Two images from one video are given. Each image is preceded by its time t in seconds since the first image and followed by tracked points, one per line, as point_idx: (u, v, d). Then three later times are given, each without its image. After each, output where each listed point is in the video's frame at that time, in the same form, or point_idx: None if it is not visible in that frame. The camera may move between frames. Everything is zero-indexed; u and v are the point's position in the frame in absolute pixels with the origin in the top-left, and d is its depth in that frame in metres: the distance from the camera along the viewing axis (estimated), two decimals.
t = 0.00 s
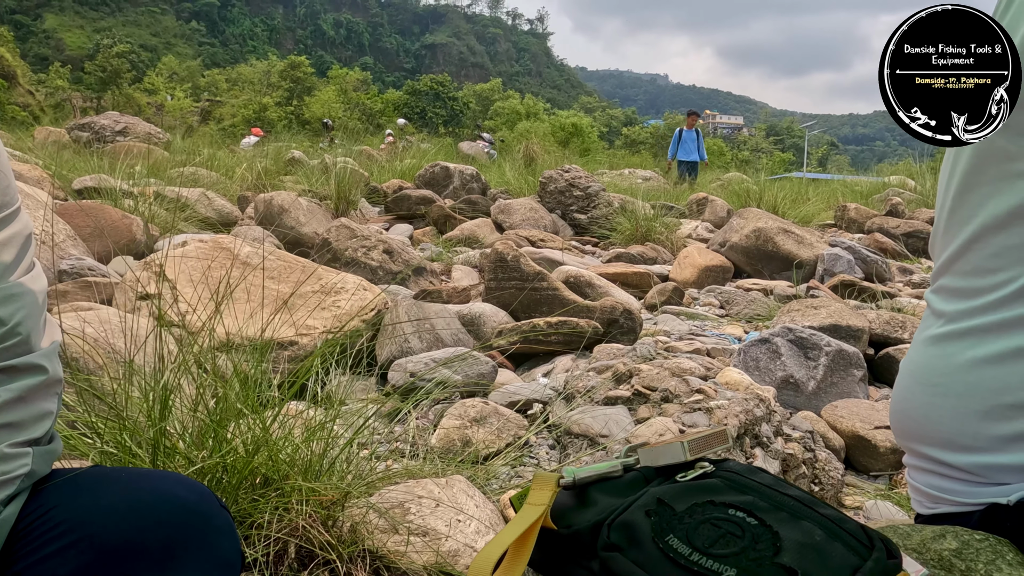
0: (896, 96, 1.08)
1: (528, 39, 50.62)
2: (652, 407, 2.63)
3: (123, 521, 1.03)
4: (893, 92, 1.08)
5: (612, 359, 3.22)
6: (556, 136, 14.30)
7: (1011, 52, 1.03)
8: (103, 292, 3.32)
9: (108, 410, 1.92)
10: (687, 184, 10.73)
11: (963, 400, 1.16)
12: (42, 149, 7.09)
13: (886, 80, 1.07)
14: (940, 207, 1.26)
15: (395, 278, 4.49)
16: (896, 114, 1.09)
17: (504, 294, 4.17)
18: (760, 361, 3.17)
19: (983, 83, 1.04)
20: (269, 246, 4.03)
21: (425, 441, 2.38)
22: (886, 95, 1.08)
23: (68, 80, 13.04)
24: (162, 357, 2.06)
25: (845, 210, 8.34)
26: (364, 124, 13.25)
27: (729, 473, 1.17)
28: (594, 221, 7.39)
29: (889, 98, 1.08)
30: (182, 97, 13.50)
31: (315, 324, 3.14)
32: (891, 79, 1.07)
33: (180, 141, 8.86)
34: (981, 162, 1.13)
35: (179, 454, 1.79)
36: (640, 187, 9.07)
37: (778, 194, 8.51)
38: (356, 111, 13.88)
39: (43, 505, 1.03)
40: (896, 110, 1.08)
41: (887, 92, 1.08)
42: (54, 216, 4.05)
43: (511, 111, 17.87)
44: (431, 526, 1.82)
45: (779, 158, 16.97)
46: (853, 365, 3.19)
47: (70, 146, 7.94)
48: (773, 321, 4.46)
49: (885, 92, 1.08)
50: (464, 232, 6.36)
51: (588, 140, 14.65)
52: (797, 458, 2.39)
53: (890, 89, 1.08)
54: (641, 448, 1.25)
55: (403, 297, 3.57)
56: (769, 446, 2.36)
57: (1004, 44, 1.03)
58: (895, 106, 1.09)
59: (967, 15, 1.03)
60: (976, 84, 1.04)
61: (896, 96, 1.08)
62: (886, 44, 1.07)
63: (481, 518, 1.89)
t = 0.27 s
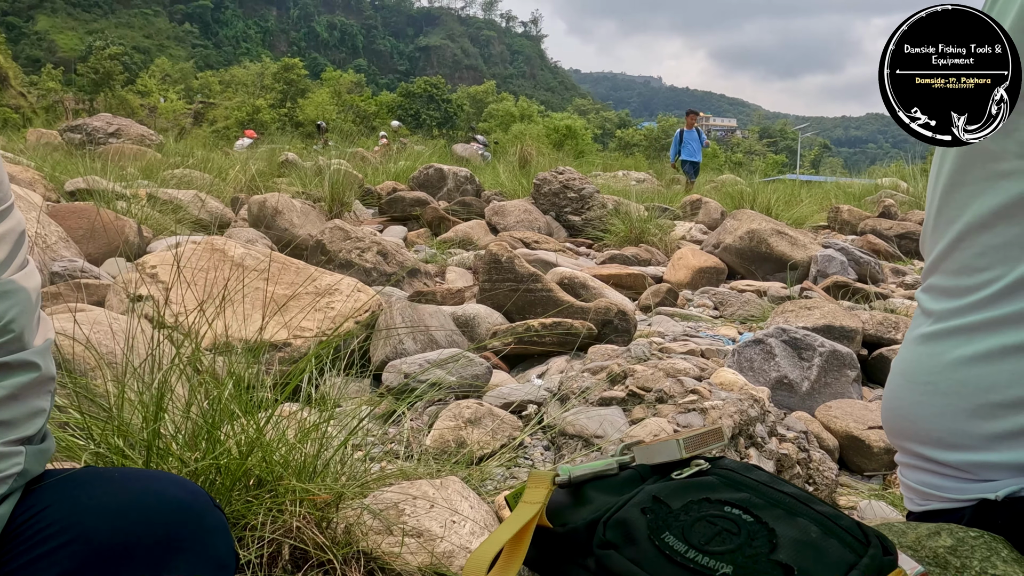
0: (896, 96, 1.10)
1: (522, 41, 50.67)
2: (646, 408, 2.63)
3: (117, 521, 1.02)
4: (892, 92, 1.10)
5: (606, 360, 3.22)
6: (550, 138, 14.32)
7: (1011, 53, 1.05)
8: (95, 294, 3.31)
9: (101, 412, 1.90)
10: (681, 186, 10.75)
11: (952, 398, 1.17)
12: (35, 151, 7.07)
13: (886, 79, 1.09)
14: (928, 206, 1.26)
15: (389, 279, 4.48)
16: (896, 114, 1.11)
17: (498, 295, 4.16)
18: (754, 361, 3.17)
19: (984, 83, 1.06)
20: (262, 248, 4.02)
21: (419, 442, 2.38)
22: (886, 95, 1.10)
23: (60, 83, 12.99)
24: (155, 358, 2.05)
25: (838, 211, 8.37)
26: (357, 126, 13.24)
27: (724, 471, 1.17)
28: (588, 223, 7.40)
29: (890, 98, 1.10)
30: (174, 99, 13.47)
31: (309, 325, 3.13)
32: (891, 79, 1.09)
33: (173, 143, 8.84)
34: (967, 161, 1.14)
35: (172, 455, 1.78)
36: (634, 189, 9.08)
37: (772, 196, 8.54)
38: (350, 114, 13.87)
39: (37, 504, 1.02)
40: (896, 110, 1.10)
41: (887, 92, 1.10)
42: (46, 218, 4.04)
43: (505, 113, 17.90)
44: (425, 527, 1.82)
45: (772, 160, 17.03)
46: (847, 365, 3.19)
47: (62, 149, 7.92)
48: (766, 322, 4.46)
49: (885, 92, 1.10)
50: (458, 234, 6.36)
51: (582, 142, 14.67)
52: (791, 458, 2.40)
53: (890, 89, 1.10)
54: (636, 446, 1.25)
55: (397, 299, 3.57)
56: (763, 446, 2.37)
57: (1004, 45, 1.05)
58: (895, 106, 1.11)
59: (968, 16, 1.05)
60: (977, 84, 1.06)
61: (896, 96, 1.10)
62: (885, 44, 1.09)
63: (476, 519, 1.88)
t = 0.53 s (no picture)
0: (896, 96, 1.07)
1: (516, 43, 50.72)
2: (642, 411, 2.64)
3: (119, 526, 1.03)
4: (892, 93, 1.07)
5: (602, 362, 3.22)
6: (544, 140, 14.32)
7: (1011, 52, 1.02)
8: (89, 297, 3.30)
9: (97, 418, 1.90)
10: (675, 189, 10.78)
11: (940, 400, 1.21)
12: (27, 153, 7.04)
13: (886, 80, 1.07)
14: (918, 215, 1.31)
15: (384, 282, 4.48)
16: (895, 114, 1.08)
17: (494, 298, 4.16)
18: (750, 364, 3.18)
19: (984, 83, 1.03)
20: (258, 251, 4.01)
21: (415, 446, 2.38)
22: (886, 95, 1.07)
23: (52, 84, 12.94)
24: (152, 363, 2.05)
25: (831, 213, 8.39)
26: (351, 128, 13.23)
27: (724, 476, 1.17)
28: (583, 225, 7.41)
29: (890, 98, 1.07)
30: (168, 101, 13.44)
31: (305, 328, 3.13)
32: (891, 79, 1.06)
33: (166, 145, 8.82)
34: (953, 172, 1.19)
35: (169, 460, 1.78)
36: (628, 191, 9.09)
37: (766, 198, 8.57)
38: (345, 116, 13.86)
39: (38, 512, 1.02)
40: (896, 110, 1.07)
41: (887, 92, 1.07)
42: (40, 221, 4.02)
43: (499, 115, 17.92)
44: (423, 531, 1.82)
45: (766, 162, 17.07)
46: (842, 368, 3.22)
47: (55, 151, 7.89)
48: (761, 324, 4.48)
49: (885, 92, 1.07)
50: (453, 236, 6.36)
51: (576, 144, 14.69)
52: (787, 461, 2.41)
53: (890, 89, 1.07)
54: (636, 452, 1.25)
55: (393, 301, 3.57)
56: (759, 449, 2.38)
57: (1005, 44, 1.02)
58: (895, 107, 1.08)
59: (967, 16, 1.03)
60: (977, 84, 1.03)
61: (896, 96, 1.07)
62: (885, 44, 1.06)
63: (473, 523, 1.89)
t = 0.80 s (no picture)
0: (896, 96, 1.08)
1: (510, 44, 50.75)
2: (639, 413, 2.65)
3: (122, 533, 1.03)
4: (892, 92, 1.08)
5: (598, 365, 3.23)
6: (539, 141, 14.34)
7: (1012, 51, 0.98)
8: (85, 300, 3.29)
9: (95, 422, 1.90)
10: (670, 190, 10.81)
11: (923, 402, 1.26)
12: (21, 155, 7.02)
13: (886, 79, 1.08)
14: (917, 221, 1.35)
15: (380, 284, 4.48)
16: (895, 114, 1.09)
17: (489, 300, 4.17)
18: (745, 366, 3.20)
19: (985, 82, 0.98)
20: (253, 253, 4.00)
21: (413, 448, 2.38)
22: (886, 95, 1.08)
23: (45, 85, 12.88)
24: (150, 367, 2.04)
25: (825, 215, 8.43)
26: (345, 129, 13.22)
27: (726, 483, 1.18)
28: (578, 226, 7.42)
29: (889, 98, 1.08)
30: (161, 101, 13.40)
31: (301, 331, 3.13)
32: (891, 78, 1.08)
33: (160, 146, 8.79)
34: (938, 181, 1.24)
35: (168, 465, 1.79)
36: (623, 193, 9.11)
37: (760, 200, 8.60)
38: (339, 117, 13.85)
39: (42, 520, 1.03)
40: (896, 110, 1.08)
41: (887, 92, 1.08)
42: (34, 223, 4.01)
43: (494, 116, 17.95)
44: (422, 535, 1.82)
45: (759, 163, 17.14)
46: (837, 369, 3.24)
47: (49, 152, 7.86)
48: (756, 326, 4.50)
49: (885, 92, 1.08)
50: (448, 238, 6.36)
51: (571, 145, 14.71)
52: (782, 463, 2.42)
53: (890, 89, 1.08)
54: (638, 458, 1.26)
55: (389, 304, 3.57)
56: (755, 451, 2.39)
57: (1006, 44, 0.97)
58: (895, 106, 1.09)
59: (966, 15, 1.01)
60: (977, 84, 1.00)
61: (896, 96, 1.08)
62: (886, 44, 1.08)
63: (471, 526, 1.89)
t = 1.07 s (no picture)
0: (896, 96, 1.09)
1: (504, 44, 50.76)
2: (634, 416, 2.66)
3: (119, 538, 1.03)
4: (893, 92, 1.09)
5: (593, 367, 3.24)
6: (532, 143, 14.35)
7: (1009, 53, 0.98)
8: (78, 302, 3.28)
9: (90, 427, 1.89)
10: (664, 191, 10.83)
11: (924, 403, 1.27)
12: (12, 156, 6.99)
13: (886, 79, 1.09)
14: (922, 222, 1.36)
15: (374, 286, 4.48)
16: (895, 114, 1.10)
17: (484, 302, 4.17)
18: (739, 368, 3.21)
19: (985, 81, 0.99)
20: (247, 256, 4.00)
21: (408, 451, 2.38)
22: (886, 95, 1.09)
23: (36, 86, 12.81)
24: (144, 371, 2.04)
25: (818, 216, 8.45)
26: (339, 131, 13.19)
27: (723, 487, 1.19)
28: (572, 228, 7.42)
29: (889, 98, 1.09)
30: (154, 103, 13.35)
31: (296, 334, 3.13)
32: (891, 78, 1.09)
33: (153, 147, 8.77)
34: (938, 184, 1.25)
35: (163, 469, 1.78)
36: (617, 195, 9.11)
37: (753, 202, 8.62)
38: (333, 118, 13.82)
39: (39, 526, 1.03)
40: (896, 109, 1.09)
41: (887, 92, 1.09)
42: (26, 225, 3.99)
43: (488, 117, 17.96)
44: (418, 537, 1.82)
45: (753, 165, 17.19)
46: (830, 371, 3.26)
47: (41, 153, 7.83)
48: (750, 328, 4.51)
49: (885, 92, 1.09)
50: (442, 240, 6.36)
51: (565, 146, 14.72)
52: (777, 464, 2.43)
53: (890, 89, 1.09)
54: (636, 463, 1.26)
55: (384, 306, 3.57)
56: (750, 453, 2.41)
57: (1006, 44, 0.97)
58: (895, 106, 1.10)
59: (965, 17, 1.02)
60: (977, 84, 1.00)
61: (895, 96, 1.09)
62: (886, 44, 1.09)
63: (467, 529, 1.89)
